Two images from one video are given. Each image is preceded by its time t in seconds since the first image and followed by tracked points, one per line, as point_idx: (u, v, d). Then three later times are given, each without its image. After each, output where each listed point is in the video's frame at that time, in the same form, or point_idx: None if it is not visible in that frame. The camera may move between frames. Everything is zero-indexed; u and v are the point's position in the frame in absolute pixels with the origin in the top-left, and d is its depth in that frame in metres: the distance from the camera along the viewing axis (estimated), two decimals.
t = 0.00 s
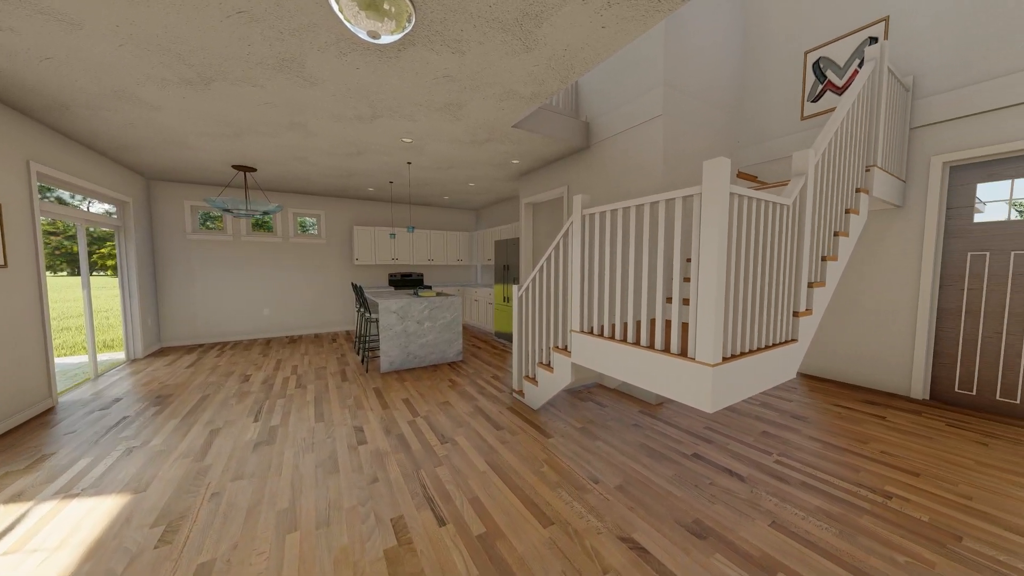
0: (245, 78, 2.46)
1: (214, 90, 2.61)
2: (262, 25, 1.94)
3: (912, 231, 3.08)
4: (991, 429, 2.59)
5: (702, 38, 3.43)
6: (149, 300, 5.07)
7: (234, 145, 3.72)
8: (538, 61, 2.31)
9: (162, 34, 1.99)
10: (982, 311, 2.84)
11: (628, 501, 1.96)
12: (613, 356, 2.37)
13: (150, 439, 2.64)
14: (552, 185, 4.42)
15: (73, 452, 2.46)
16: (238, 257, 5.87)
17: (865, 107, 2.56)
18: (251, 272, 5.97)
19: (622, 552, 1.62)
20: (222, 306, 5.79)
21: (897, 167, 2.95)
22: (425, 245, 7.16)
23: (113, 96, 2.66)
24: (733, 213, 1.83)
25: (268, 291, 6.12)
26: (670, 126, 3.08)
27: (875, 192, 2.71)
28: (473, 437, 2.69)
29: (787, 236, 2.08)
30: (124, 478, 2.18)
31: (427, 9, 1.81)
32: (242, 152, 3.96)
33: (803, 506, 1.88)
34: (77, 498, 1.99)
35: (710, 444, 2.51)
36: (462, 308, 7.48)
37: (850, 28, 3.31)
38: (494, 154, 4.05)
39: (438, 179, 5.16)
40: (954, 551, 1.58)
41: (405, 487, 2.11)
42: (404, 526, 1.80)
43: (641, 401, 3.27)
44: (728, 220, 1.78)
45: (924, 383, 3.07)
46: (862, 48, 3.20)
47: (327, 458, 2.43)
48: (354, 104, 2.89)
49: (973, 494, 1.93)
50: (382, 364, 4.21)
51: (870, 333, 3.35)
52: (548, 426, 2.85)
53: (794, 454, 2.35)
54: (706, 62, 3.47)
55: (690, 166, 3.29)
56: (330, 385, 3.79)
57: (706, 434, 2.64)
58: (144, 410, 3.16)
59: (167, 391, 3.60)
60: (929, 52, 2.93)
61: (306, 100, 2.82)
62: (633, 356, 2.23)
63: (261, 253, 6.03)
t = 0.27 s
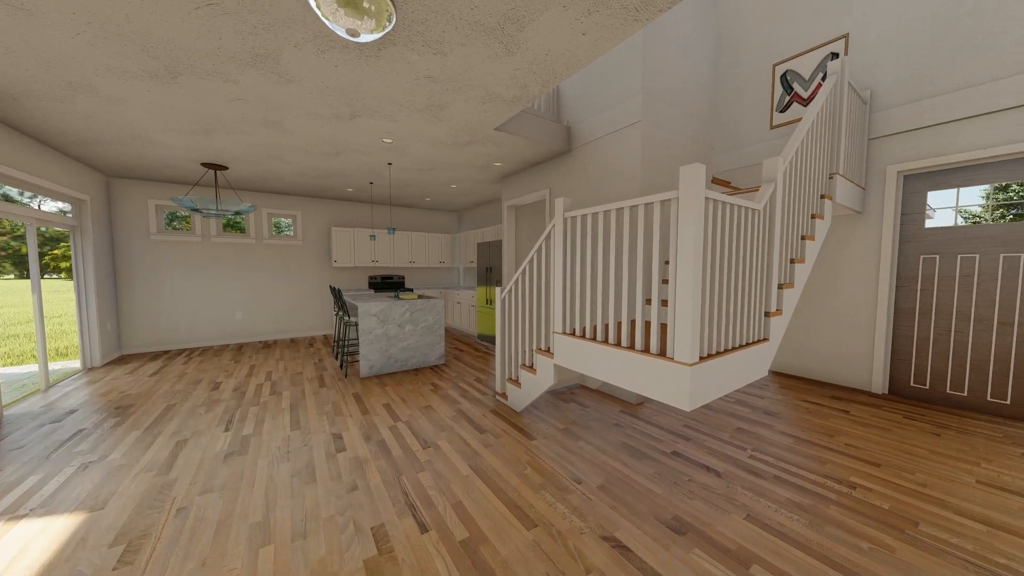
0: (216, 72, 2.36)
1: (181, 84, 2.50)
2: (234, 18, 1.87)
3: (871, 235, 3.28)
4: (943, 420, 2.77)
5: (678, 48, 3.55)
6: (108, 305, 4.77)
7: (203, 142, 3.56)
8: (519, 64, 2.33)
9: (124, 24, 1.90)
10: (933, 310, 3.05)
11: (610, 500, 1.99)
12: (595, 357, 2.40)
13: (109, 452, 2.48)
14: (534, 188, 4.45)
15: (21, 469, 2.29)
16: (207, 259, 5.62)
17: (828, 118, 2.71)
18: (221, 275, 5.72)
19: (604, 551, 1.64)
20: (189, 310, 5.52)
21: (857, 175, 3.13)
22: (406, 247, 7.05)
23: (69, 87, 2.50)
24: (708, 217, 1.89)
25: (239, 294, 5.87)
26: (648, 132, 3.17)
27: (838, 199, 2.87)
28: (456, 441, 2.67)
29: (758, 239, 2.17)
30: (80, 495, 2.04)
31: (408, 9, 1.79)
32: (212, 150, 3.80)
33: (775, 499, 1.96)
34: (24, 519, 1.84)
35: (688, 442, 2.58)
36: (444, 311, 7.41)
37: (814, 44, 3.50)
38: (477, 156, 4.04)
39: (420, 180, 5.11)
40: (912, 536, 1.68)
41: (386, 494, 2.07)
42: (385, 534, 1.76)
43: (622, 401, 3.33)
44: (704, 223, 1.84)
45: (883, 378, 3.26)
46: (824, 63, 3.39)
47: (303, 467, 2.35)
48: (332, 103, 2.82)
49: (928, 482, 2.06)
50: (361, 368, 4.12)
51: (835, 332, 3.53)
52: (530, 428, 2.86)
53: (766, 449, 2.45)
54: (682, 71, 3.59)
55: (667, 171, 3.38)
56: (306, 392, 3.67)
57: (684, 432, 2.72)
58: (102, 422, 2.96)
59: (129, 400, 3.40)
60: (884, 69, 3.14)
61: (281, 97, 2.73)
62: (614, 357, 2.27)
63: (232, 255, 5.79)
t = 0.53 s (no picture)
0: (184, 66, 2.26)
1: (146, 78, 2.38)
2: (204, 11, 1.80)
3: (835, 240, 3.46)
4: (901, 413, 2.94)
5: (656, 58, 3.66)
6: (61, 310, 4.46)
7: (170, 139, 3.40)
8: (501, 69, 2.35)
9: (83, 13, 1.79)
10: (891, 310, 3.24)
11: (593, 501, 2.00)
12: (577, 359, 2.42)
13: (62, 469, 2.31)
14: (517, 191, 4.47)
15: None
16: (173, 262, 5.34)
17: (795, 128, 2.85)
18: (189, 278, 5.45)
19: (587, 552, 1.65)
20: (153, 316, 5.23)
21: (822, 183, 3.30)
22: (386, 250, 6.92)
23: (19, 77, 2.34)
24: (685, 222, 1.95)
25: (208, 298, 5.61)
26: (628, 138, 3.24)
27: (805, 205, 3.02)
28: (438, 446, 2.63)
29: (732, 243, 2.25)
30: (28, 516, 1.89)
31: (389, 9, 1.77)
32: (180, 147, 3.63)
33: (750, 493, 2.02)
34: None
35: (668, 441, 2.64)
36: (426, 314, 7.31)
37: (781, 58, 3.69)
38: (460, 158, 4.03)
39: (401, 182, 5.04)
40: (875, 525, 1.77)
41: (366, 503, 2.01)
42: (364, 545, 1.71)
43: (604, 402, 3.37)
44: (681, 227, 1.90)
45: (847, 375, 3.44)
46: (791, 76, 3.58)
47: (278, 478, 2.26)
48: (310, 102, 2.75)
49: (889, 472, 2.18)
50: (340, 374, 4.01)
51: (803, 332, 3.70)
52: (513, 431, 2.85)
53: (741, 446, 2.53)
54: (660, 80, 3.71)
55: (646, 177, 3.47)
56: (281, 399, 3.54)
57: (664, 431, 2.78)
58: (53, 436, 2.76)
59: (85, 412, 3.19)
60: (845, 84, 3.33)
61: (256, 95, 2.65)
62: (596, 359, 2.30)
63: (201, 257, 5.53)
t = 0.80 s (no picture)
0: (151, 60, 2.16)
1: (108, 71, 2.26)
2: (173, 4, 1.73)
3: (803, 245, 3.63)
4: (864, 409, 3.11)
5: (635, 67, 3.76)
6: (8, 316, 4.14)
7: (135, 135, 3.23)
8: (484, 73, 2.35)
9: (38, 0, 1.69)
10: (854, 312, 3.43)
11: (576, 503, 2.01)
12: (560, 362, 2.44)
13: (8, 488, 2.14)
14: (500, 194, 4.48)
15: None
16: (136, 265, 5.06)
17: (765, 138, 2.98)
18: (154, 282, 5.17)
19: (571, 554, 1.65)
20: (113, 322, 4.93)
21: (790, 190, 3.47)
22: (367, 252, 6.78)
23: None
24: (664, 226, 2.00)
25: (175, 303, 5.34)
26: (609, 144, 3.31)
27: (775, 212, 3.16)
28: (420, 453, 2.58)
29: (708, 247, 2.33)
30: None
31: (370, 9, 1.75)
32: (146, 144, 3.46)
33: (727, 490, 2.08)
34: None
35: (649, 441, 2.69)
36: (408, 318, 7.20)
37: (752, 71, 3.86)
38: (443, 161, 4.01)
39: (382, 184, 4.96)
40: (843, 516, 1.85)
41: (345, 513, 1.95)
42: (343, 557, 1.66)
43: (586, 404, 3.40)
44: (660, 232, 1.95)
45: (816, 374, 3.61)
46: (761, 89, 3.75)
47: (251, 490, 2.16)
48: (286, 100, 2.68)
49: (854, 466, 2.29)
50: (318, 380, 3.88)
51: (775, 333, 3.86)
52: (497, 435, 2.84)
53: (718, 444, 2.61)
54: (639, 89, 3.81)
55: (627, 182, 3.55)
56: (254, 408, 3.40)
57: (645, 432, 2.83)
58: None
59: (36, 426, 2.97)
60: (810, 97, 3.52)
61: (229, 92, 2.55)
62: (578, 361, 2.32)
63: (167, 260, 5.26)
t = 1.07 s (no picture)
0: (116, 53, 2.06)
1: (68, 63, 2.13)
2: None
3: (774, 250, 3.79)
4: (832, 406, 3.26)
5: (615, 75, 3.85)
6: None
7: (97, 131, 3.06)
8: (467, 77, 2.36)
9: None
10: (822, 314, 3.60)
11: (560, 506, 2.02)
12: (543, 365, 2.45)
13: None
14: (483, 198, 4.48)
15: None
16: (96, 268, 4.77)
17: (738, 147, 3.11)
18: (115, 287, 4.88)
19: (555, 558, 1.65)
20: (69, 329, 4.62)
21: (762, 197, 3.62)
22: (346, 255, 6.63)
23: None
24: (644, 231, 2.05)
25: (139, 308, 5.06)
26: (590, 150, 3.37)
27: (749, 218, 3.29)
28: (402, 460, 2.53)
29: (686, 252, 2.40)
30: None
31: (351, 10, 1.73)
32: (110, 141, 3.28)
33: (706, 488, 2.14)
34: None
35: (631, 442, 2.73)
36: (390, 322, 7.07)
37: (726, 83, 4.02)
38: (426, 164, 3.97)
39: (362, 186, 4.88)
40: (814, 510, 1.93)
41: (322, 526, 1.89)
42: (321, 572, 1.60)
43: (570, 407, 3.42)
44: (641, 237, 1.99)
45: (787, 373, 3.76)
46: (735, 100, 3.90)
47: (222, 504, 2.06)
48: (262, 99, 2.60)
49: (824, 461, 2.39)
50: (294, 388, 3.75)
51: (750, 334, 4.00)
52: (480, 440, 2.81)
53: (697, 444, 2.67)
54: (619, 97, 3.91)
55: (608, 187, 3.62)
56: (226, 418, 3.25)
57: (627, 433, 2.87)
58: None
59: None
60: (780, 110, 3.70)
61: (201, 89, 2.46)
62: (561, 365, 2.33)
63: (131, 263, 4.99)
